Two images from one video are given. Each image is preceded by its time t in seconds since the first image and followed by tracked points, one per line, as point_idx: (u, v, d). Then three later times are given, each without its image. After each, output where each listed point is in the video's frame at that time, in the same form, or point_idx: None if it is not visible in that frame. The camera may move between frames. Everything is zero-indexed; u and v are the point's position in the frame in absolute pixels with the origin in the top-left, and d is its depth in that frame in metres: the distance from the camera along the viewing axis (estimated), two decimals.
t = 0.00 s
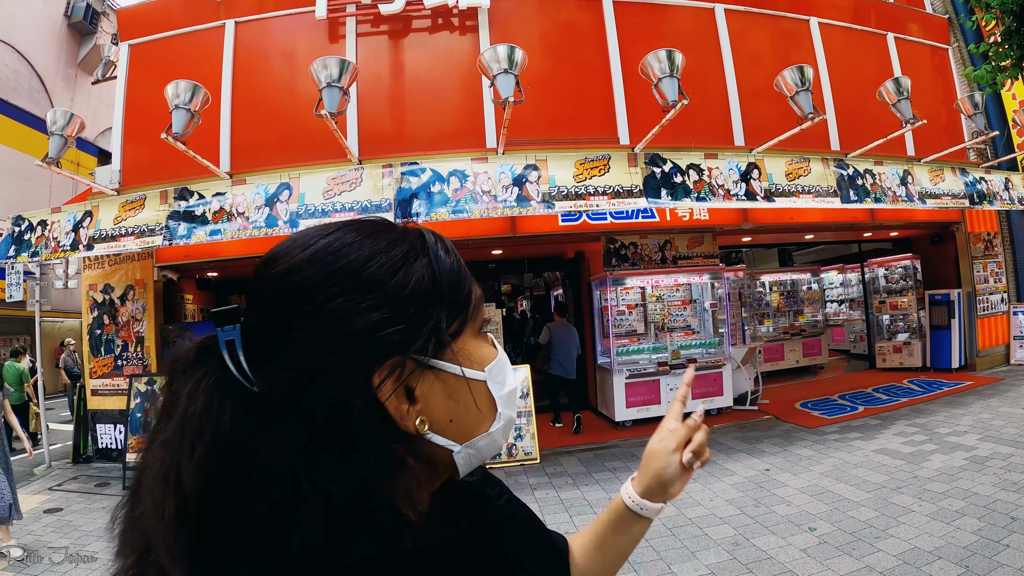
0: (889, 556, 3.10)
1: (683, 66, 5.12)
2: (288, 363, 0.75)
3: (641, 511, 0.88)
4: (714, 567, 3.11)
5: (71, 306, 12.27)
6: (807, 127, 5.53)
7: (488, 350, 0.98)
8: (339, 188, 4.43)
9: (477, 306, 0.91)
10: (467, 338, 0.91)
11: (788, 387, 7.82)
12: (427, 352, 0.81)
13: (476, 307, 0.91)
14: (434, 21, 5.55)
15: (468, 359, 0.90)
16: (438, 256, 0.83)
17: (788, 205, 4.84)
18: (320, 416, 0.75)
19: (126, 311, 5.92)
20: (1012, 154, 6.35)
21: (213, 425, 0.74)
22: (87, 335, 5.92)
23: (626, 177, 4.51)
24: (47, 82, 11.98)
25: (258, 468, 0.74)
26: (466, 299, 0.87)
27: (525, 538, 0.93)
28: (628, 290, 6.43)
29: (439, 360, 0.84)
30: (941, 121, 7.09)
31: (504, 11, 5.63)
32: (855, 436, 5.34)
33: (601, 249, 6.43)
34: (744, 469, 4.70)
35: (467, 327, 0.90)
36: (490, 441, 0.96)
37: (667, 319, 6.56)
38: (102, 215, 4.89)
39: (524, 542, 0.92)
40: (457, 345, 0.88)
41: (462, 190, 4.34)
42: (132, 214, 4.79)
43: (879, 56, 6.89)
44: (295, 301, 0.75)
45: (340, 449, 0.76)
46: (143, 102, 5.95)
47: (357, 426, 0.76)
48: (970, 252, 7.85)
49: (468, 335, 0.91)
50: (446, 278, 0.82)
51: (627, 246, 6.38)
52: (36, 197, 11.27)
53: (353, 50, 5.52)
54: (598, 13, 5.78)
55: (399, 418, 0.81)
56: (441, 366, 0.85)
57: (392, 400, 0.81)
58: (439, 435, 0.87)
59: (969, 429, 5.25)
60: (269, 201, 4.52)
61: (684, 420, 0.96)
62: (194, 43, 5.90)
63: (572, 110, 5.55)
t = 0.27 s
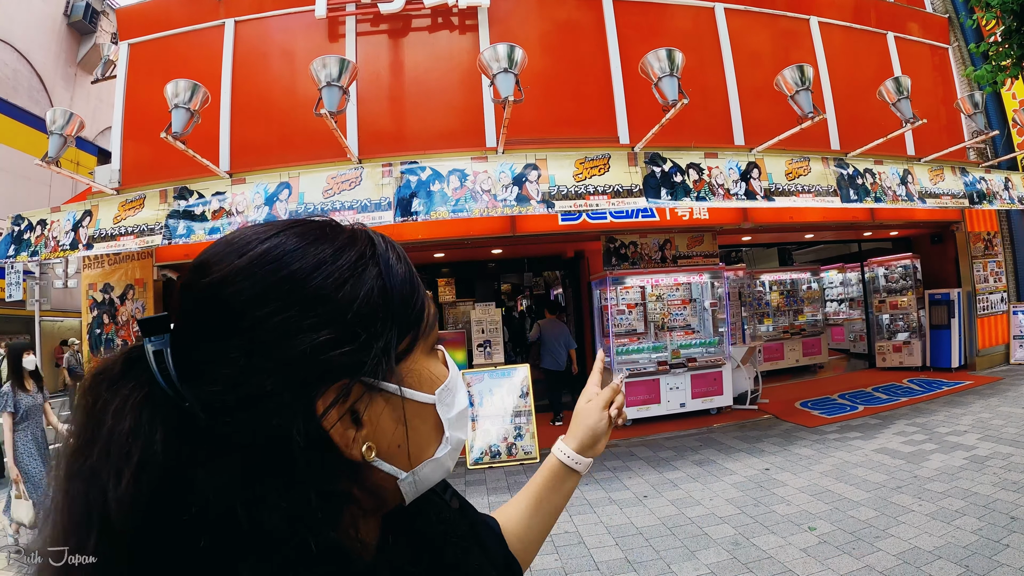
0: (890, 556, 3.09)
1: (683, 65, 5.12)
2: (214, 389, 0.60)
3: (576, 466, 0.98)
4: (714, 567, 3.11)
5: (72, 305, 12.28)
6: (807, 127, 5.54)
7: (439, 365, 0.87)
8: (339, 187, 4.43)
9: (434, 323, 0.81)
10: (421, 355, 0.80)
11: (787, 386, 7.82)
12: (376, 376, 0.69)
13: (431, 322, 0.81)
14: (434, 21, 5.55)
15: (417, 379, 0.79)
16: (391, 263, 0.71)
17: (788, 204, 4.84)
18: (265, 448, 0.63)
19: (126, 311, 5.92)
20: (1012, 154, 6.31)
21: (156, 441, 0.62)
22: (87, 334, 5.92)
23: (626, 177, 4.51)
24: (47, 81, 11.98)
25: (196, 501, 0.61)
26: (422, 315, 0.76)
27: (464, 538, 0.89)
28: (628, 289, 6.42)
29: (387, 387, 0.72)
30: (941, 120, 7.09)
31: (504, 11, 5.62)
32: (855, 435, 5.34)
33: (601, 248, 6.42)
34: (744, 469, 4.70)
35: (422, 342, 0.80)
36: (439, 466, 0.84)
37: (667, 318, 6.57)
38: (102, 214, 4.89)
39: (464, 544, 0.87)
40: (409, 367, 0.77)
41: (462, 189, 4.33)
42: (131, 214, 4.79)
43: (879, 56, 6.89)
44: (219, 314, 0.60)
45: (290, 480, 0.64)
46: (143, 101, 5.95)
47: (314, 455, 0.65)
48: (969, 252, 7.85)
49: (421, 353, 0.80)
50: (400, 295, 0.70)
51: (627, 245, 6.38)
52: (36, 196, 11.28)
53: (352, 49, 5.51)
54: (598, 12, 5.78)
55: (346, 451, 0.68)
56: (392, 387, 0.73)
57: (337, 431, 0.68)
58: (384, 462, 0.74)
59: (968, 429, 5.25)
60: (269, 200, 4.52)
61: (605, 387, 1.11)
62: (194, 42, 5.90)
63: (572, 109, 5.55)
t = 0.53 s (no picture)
0: (889, 556, 3.09)
1: (683, 64, 5.12)
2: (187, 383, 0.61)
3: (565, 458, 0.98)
4: (714, 566, 3.10)
5: (72, 304, 12.28)
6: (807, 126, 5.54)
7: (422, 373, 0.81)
8: (339, 186, 4.43)
9: (417, 328, 0.76)
10: (398, 363, 0.75)
11: (787, 385, 7.82)
12: (349, 376, 0.66)
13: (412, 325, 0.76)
14: (434, 20, 5.55)
15: (392, 386, 0.74)
16: (370, 264, 0.70)
17: (788, 203, 4.85)
18: (229, 447, 0.62)
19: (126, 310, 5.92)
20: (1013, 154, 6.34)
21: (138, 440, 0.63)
22: (87, 333, 5.92)
23: (626, 176, 4.51)
24: (47, 80, 11.99)
25: (167, 495, 0.62)
26: (402, 319, 0.73)
27: (461, 541, 0.89)
28: (628, 288, 6.40)
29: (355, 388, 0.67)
30: (941, 119, 7.09)
31: (504, 10, 5.63)
32: (855, 434, 5.34)
33: (601, 247, 6.42)
34: (744, 468, 4.70)
35: (400, 347, 0.75)
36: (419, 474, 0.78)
37: (667, 317, 6.57)
38: (102, 213, 4.89)
39: (461, 546, 0.87)
40: (381, 372, 0.72)
41: (462, 188, 4.33)
42: (131, 213, 4.79)
43: (879, 55, 6.88)
44: (195, 307, 0.62)
45: (253, 478, 0.63)
46: (143, 99, 5.94)
47: (277, 453, 0.64)
48: (969, 251, 7.85)
49: (399, 361, 0.75)
50: (380, 294, 0.68)
51: (626, 244, 6.38)
52: (35, 196, 11.28)
53: (352, 49, 5.51)
54: (598, 11, 5.78)
55: (311, 451, 0.64)
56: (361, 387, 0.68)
57: (302, 428, 0.63)
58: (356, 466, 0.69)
59: (968, 428, 5.25)
60: (269, 199, 4.52)
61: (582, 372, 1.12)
62: (194, 41, 5.89)
63: (572, 108, 5.55)
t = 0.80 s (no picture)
0: (888, 555, 3.10)
1: (683, 63, 5.11)
2: (164, 365, 0.85)
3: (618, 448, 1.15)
4: (713, 565, 3.11)
5: (71, 304, 12.27)
6: (807, 125, 5.55)
7: (328, 398, 0.83)
8: (339, 186, 4.43)
9: (312, 346, 0.78)
10: (290, 378, 0.79)
11: (786, 385, 7.83)
12: (235, 375, 0.78)
13: (311, 341, 0.79)
14: (434, 19, 5.55)
15: (279, 405, 0.80)
16: (274, 263, 0.78)
17: (788, 202, 4.85)
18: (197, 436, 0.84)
19: (125, 309, 5.92)
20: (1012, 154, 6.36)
21: (146, 418, 0.89)
22: (87, 333, 5.91)
23: (626, 175, 4.51)
24: (47, 80, 11.98)
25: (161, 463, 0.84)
26: (302, 319, 0.78)
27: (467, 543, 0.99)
28: (627, 287, 6.41)
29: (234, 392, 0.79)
30: (940, 119, 7.09)
31: (504, 9, 5.62)
32: (854, 434, 5.35)
33: (600, 247, 6.41)
34: (743, 467, 4.71)
35: (293, 364, 0.79)
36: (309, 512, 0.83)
37: (666, 317, 6.58)
38: (101, 213, 4.89)
39: (466, 547, 0.97)
40: (266, 387, 0.79)
41: (462, 187, 4.34)
42: (131, 212, 4.79)
43: (879, 55, 6.89)
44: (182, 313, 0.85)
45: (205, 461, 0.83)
46: (143, 99, 5.94)
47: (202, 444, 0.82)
48: (968, 251, 7.85)
49: (295, 375, 0.80)
50: (282, 282, 0.77)
51: (627, 243, 6.37)
52: (35, 195, 11.27)
53: (352, 48, 5.51)
54: (598, 11, 5.78)
55: (205, 439, 0.81)
56: (243, 399, 0.80)
57: (197, 418, 0.81)
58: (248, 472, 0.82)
59: (967, 427, 5.26)
60: (269, 199, 4.52)
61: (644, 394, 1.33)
62: (194, 40, 5.89)
63: (571, 107, 5.54)
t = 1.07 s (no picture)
0: (887, 553, 3.10)
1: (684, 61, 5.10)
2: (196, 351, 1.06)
3: (661, 483, 1.24)
4: (712, 564, 3.12)
5: (71, 304, 12.28)
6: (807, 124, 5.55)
7: (289, 384, 0.93)
8: (339, 185, 4.43)
9: (276, 332, 0.91)
10: (260, 361, 0.93)
11: (786, 384, 7.84)
12: (228, 354, 0.96)
13: (279, 327, 0.91)
14: (434, 18, 5.55)
15: (251, 386, 0.94)
16: (266, 254, 0.94)
17: (788, 202, 4.85)
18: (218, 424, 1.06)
19: (125, 309, 5.92)
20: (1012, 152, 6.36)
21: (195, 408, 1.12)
22: (86, 332, 5.91)
23: (625, 174, 4.51)
24: (47, 79, 11.98)
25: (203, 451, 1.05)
26: (277, 303, 0.91)
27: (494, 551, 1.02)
28: (627, 286, 6.41)
29: (227, 371, 0.97)
30: (940, 118, 7.09)
31: (504, 8, 5.62)
32: (853, 433, 5.35)
33: (600, 246, 6.41)
34: (742, 466, 4.71)
35: (262, 349, 0.93)
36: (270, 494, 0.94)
37: (666, 316, 6.57)
38: (101, 212, 4.89)
39: (494, 556, 1.00)
40: (245, 369, 0.94)
41: (462, 186, 4.34)
42: (130, 211, 4.79)
43: (878, 54, 6.89)
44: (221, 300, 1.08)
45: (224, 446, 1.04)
46: (143, 98, 5.95)
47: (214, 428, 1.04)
48: (968, 250, 7.86)
49: (265, 358, 0.92)
50: (264, 268, 0.93)
51: (627, 242, 6.36)
52: (34, 194, 11.26)
53: (352, 47, 5.51)
54: (598, 10, 5.77)
55: (217, 416, 1.01)
56: (231, 377, 0.97)
57: (213, 397, 1.01)
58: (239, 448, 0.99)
59: (966, 427, 5.26)
60: (269, 198, 4.51)
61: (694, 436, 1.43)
62: (193, 40, 5.89)
63: (570, 106, 5.54)
